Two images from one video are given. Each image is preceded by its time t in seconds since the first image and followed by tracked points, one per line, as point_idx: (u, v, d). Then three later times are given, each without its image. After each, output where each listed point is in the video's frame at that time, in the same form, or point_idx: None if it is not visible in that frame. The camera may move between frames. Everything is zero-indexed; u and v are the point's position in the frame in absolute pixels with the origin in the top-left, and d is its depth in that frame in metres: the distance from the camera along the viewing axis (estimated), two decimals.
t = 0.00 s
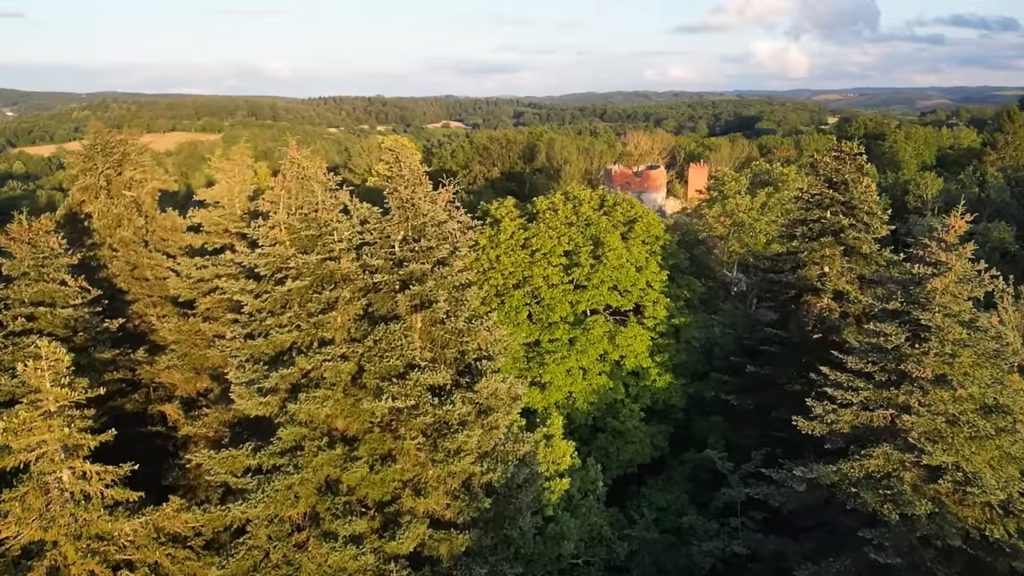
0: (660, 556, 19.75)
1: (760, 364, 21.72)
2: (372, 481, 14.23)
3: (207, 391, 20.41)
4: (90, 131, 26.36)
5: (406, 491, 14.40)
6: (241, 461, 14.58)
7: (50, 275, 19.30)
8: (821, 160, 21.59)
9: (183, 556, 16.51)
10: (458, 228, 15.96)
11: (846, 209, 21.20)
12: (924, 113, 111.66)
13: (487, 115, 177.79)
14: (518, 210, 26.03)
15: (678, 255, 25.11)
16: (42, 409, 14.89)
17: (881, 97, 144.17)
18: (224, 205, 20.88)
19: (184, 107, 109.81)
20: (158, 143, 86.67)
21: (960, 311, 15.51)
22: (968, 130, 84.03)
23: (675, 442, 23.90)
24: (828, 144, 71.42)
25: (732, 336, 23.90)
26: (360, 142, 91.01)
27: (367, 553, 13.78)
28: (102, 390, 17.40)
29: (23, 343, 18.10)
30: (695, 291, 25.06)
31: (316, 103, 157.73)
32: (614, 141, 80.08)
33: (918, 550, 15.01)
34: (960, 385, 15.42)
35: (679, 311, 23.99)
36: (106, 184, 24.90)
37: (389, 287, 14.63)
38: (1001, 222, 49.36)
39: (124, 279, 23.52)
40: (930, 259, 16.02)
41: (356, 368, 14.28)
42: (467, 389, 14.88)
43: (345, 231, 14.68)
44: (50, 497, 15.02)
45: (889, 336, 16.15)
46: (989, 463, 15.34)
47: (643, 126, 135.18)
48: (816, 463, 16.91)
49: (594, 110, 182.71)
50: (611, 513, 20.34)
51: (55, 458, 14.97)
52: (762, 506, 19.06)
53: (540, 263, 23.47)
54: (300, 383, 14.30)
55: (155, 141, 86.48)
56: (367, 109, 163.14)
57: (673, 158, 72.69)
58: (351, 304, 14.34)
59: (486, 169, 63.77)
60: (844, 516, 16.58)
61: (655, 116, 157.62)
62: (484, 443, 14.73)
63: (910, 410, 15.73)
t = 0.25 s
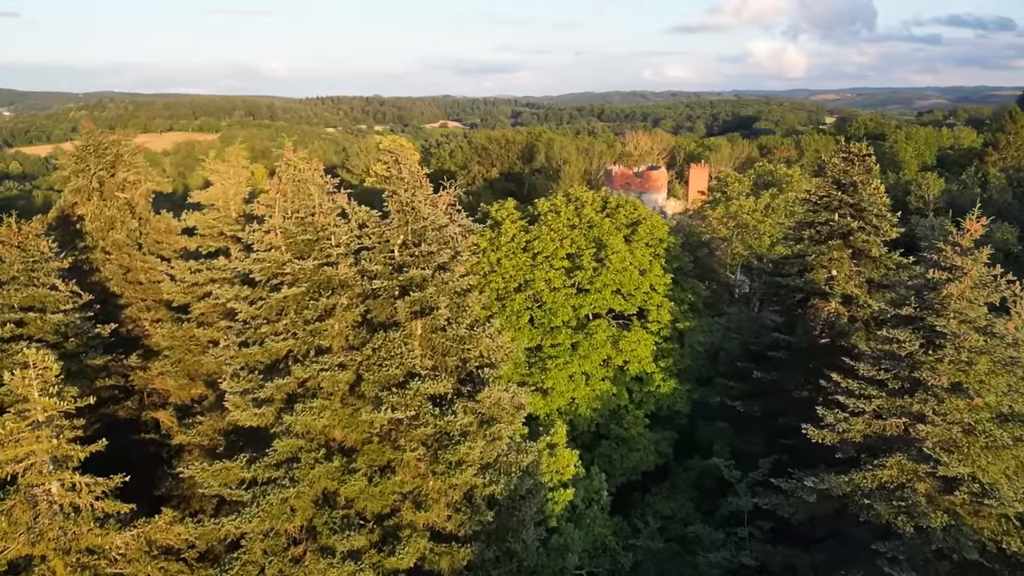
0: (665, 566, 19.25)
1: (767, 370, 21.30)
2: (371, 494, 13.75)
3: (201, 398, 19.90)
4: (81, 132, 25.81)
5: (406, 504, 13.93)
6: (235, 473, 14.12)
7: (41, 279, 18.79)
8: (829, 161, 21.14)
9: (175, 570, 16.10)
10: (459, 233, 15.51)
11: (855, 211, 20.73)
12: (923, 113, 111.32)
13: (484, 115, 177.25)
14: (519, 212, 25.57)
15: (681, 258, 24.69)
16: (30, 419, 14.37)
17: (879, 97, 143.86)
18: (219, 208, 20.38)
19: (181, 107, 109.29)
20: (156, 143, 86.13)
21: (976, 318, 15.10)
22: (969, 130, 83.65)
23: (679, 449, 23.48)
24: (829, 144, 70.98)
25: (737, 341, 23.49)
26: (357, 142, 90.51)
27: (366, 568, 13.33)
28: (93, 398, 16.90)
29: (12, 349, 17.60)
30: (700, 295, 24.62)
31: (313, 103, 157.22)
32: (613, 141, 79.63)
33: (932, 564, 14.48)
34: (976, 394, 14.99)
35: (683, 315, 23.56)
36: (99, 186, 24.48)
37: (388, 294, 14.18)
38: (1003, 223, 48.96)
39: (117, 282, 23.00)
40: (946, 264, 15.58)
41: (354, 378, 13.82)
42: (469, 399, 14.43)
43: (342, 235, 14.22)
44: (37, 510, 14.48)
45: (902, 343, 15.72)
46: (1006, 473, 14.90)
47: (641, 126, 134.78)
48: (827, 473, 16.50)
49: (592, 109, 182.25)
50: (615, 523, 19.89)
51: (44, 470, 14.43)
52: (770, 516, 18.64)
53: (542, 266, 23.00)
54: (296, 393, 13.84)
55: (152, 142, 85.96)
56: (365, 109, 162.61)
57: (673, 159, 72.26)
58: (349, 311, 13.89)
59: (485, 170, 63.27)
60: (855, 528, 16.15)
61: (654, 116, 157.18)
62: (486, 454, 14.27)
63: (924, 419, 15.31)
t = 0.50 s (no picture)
0: None
1: (773, 376, 20.87)
2: (370, 507, 13.28)
3: (196, 406, 19.42)
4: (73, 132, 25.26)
5: (406, 517, 13.47)
6: (229, 486, 13.66)
7: (30, 284, 18.33)
8: (838, 163, 20.69)
9: None
10: (462, 236, 15.04)
11: (864, 214, 20.31)
12: (923, 113, 110.99)
13: (482, 114, 176.70)
14: (519, 214, 25.14)
15: (685, 261, 24.24)
16: (17, 431, 13.92)
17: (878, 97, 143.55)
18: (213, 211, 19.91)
19: (178, 107, 108.79)
20: (152, 143, 85.64)
21: (992, 324, 14.67)
22: (970, 130, 83.17)
23: (684, 455, 23.04)
24: (829, 144, 70.53)
25: (743, 346, 23.08)
26: (355, 142, 90.10)
27: None
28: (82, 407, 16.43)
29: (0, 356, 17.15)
30: (704, 298, 24.17)
31: (311, 103, 156.75)
32: (612, 142, 79.21)
33: None
34: (993, 403, 14.56)
35: (688, 319, 23.11)
36: (91, 187, 24.00)
37: (388, 300, 13.73)
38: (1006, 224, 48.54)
39: (109, 286, 22.56)
40: (960, 269, 15.16)
41: (352, 388, 13.36)
42: (470, 409, 13.96)
43: (340, 240, 13.76)
44: (24, 525, 14.06)
45: (916, 350, 15.29)
46: None
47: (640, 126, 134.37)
48: (838, 483, 16.06)
49: (590, 109, 181.86)
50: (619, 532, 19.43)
51: (31, 483, 14.01)
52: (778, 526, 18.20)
53: (544, 270, 22.54)
54: (292, 403, 13.37)
55: (149, 142, 85.48)
56: (362, 108, 162.00)
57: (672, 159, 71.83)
58: (346, 319, 13.42)
59: (484, 170, 62.79)
60: (867, 540, 15.72)
61: (652, 116, 156.67)
62: (488, 466, 13.80)
63: (940, 428, 14.87)
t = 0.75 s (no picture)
0: None
1: (781, 382, 20.45)
2: (368, 522, 12.80)
3: (189, 413, 18.92)
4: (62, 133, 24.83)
5: (406, 532, 12.99)
6: (223, 500, 13.20)
7: (19, 289, 17.88)
8: (846, 164, 20.26)
9: None
10: (463, 240, 14.57)
11: (873, 217, 19.88)
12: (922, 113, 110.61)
13: (480, 114, 176.28)
14: (520, 217, 24.72)
15: (689, 264, 23.80)
16: (4, 442, 13.44)
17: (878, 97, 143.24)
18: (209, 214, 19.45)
19: (176, 107, 108.34)
20: (150, 143, 85.24)
21: (1010, 331, 14.24)
22: (970, 130, 82.66)
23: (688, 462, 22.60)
24: (830, 145, 70.00)
25: (748, 350, 22.66)
26: (353, 142, 89.66)
27: None
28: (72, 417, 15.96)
29: None
30: (709, 302, 23.73)
31: (309, 102, 156.36)
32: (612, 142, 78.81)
33: None
34: (1012, 413, 14.11)
35: (693, 324, 22.67)
36: (83, 190, 23.54)
37: (387, 307, 13.27)
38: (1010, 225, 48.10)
39: (103, 290, 22.24)
40: (977, 274, 14.74)
41: (349, 398, 12.90)
42: (472, 419, 13.49)
43: (337, 245, 13.30)
44: (11, 540, 13.50)
45: (932, 357, 14.87)
46: None
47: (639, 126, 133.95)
48: (850, 494, 15.63)
49: (588, 109, 181.41)
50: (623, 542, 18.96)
51: (18, 497, 13.54)
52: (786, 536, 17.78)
53: (546, 273, 22.10)
54: (288, 414, 12.91)
55: (146, 142, 85.02)
56: (361, 108, 161.54)
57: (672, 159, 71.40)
58: (344, 327, 12.96)
59: (482, 171, 62.33)
60: (880, 552, 15.29)
61: (651, 117, 156.18)
62: (491, 479, 13.33)
63: (956, 439, 14.44)
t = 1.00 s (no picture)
0: None
1: (788, 388, 20.02)
2: (366, 538, 12.33)
3: (183, 421, 18.43)
4: (55, 132, 24.32)
5: (406, 549, 12.51)
6: (216, 515, 12.75)
7: (8, 294, 17.41)
8: (855, 166, 19.83)
9: None
10: (465, 244, 14.10)
11: (883, 219, 19.45)
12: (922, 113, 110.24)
13: (478, 114, 175.87)
14: (522, 218, 24.28)
15: (694, 267, 23.35)
16: None
17: (876, 97, 142.89)
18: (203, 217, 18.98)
19: (173, 107, 107.83)
20: (147, 143, 84.82)
21: None
22: (971, 131, 82.26)
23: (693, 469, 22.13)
24: (830, 145, 69.58)
25: (754, 355, 22.22)
26: (351, 142, 89.10)
27: None
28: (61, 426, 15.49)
29: None
30: (714, 306, 23.29)
31: (307, 102, 155.94)
32: (611, 142, 78.33)
33: None
34: None
35: (698, 328, 22.23)
36: (75, 191, 23.00)
37: (386, 314, 12.81)
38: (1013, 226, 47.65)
39: (95, 294, 21.81)
40: (994, 280, 14.30)
41: (347, 409, 12.44)
42: (475, 430, 13.02)
43: (335, 250, 12.83)
44: None
45: (947, 366, 14.45)
46: None
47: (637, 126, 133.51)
48: (862, 506, 15.20)
49: (586, 109, 180.92)
50: (628, 554, 18.49)
51: (4, 511, 13.05)
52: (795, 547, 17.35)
53: (548, 277, 21.65)
54: (284, 427, 12.46)
55: (143, 142, 84.52)
56: (358, 108, 161.00)
57: (672, 160, 70.93)
58: (341, 335, 12.48)
59: (481, 171, 61.85)
60: (893, 566, 14.85)
61: (649, 117, 155.76)
62: (494, 493, 12.85)
63: (972, 449, 14.01)
